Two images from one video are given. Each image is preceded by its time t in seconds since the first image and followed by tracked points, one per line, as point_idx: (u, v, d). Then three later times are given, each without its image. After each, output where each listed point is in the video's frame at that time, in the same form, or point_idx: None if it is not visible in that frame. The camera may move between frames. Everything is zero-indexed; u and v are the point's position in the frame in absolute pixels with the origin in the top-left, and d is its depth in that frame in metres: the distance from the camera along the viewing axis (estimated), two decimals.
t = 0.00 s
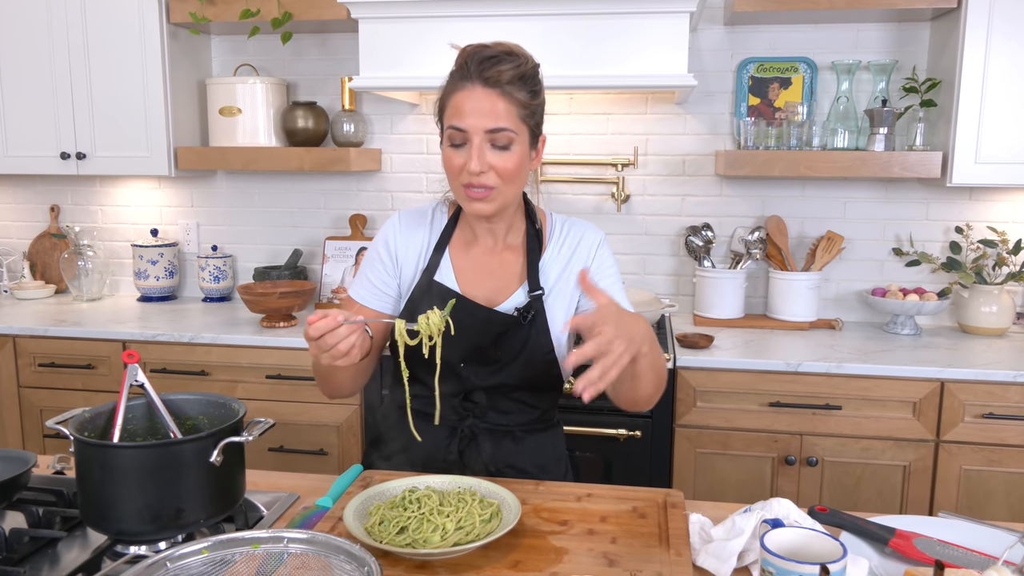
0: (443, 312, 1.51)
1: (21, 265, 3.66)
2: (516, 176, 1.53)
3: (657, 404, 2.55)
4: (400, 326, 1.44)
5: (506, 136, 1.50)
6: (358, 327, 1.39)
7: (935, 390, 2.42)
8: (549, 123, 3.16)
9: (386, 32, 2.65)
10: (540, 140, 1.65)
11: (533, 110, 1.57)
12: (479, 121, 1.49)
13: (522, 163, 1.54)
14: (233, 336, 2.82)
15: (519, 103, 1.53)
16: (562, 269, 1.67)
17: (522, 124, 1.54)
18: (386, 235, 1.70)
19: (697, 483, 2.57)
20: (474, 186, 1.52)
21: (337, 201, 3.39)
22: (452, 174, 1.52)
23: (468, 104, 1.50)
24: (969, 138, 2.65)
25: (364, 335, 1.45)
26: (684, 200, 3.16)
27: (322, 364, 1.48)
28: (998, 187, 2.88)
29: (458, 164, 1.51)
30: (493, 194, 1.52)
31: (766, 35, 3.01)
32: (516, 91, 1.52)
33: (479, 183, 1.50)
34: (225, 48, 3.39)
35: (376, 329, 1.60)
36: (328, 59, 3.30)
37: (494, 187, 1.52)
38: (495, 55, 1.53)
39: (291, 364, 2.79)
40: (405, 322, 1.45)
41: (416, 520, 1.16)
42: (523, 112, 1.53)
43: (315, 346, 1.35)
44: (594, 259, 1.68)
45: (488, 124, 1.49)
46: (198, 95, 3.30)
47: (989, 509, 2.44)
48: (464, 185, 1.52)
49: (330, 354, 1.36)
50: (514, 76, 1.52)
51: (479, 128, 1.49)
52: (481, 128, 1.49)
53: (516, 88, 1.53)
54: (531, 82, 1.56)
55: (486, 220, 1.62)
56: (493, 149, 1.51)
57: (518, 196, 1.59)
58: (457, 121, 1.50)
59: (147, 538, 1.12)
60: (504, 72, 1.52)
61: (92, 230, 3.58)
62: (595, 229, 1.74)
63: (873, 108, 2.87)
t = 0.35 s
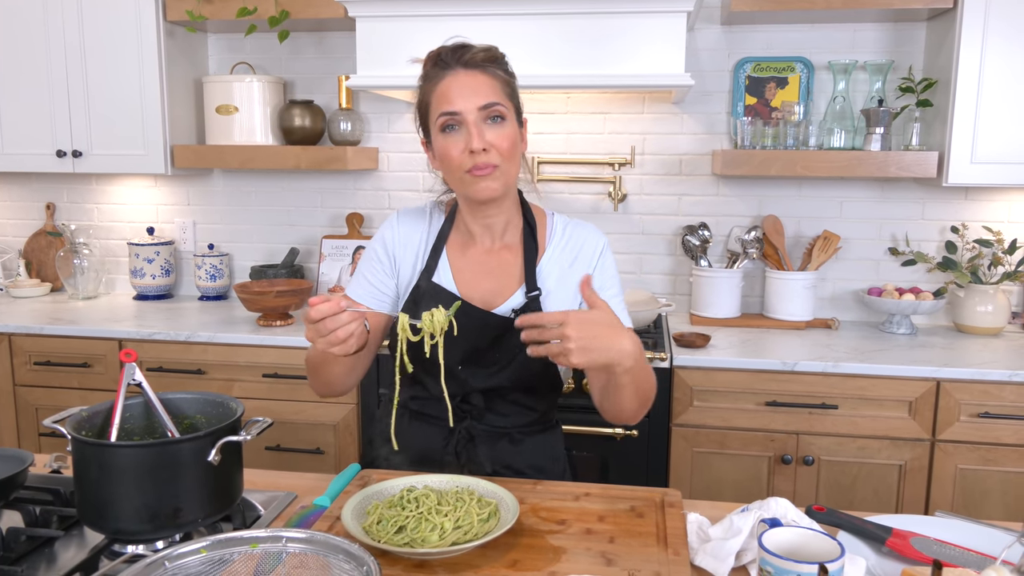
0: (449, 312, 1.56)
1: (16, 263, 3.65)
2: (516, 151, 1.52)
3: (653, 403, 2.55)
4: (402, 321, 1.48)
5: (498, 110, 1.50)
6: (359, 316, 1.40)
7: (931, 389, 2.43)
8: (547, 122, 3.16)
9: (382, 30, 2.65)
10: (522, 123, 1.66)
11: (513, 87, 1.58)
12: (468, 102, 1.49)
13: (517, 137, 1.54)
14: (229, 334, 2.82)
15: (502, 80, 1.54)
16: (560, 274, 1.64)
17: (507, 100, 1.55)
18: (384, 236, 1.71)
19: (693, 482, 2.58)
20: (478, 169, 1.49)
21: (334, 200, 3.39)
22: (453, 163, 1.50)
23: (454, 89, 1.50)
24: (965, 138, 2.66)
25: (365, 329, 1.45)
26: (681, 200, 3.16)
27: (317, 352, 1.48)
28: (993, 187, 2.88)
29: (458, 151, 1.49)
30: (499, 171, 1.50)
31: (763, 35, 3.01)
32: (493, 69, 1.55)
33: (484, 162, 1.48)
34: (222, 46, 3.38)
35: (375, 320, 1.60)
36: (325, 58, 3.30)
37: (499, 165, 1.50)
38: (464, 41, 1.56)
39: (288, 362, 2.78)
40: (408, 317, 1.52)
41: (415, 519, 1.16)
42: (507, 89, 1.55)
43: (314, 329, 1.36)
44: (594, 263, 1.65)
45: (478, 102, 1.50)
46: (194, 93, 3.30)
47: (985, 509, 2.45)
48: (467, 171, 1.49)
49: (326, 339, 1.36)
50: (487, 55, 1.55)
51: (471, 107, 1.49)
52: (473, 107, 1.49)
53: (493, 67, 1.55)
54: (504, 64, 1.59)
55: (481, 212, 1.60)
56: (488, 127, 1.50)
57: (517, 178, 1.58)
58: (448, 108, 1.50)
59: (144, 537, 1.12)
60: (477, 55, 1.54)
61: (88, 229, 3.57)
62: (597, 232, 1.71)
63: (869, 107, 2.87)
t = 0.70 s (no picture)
0: (446, 320, 1.53)
1: (14, 262, 3.64)
2: (511, 157, 1.52)
3: (653, 402, 2.55)
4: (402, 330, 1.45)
5: (498, 116, 1.50)
6: (356, 326, 1.40)
7: (930, 388, 2.43)
8: (546, 122, 3.16)
9: (382, 30, 2.65)
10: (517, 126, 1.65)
11: (512, 91, 1.57)
12: (468, 105, 1.49)
13: (514, 143, 1.54)
14: (228, 333, 2.81)
15: (502, 84, 1.53)
16: (551, 269, 1.63)
17: (506, 104, 1.55)
18: (375, 239, 1.69)
19: (692, 481, 2.58)
20: (472, 173, 1.49)
21: (333, 199, 3.39)
22: (448, 165, 1.49)
23: (454, 91, 1.50)
24: (964, 138, 2.66)
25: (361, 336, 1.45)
26: (679, 199, 3.17)
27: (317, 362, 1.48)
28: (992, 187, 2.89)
29: (453, 153, 1.48)
30: (494, 177, 1.50)
31: (762, 34, 3.02)
32: (494, 73, 1.54)
33: (480, 166, 1.48)
34: (221, 45, 3.38)
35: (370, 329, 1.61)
36: (324, 57, 3.29)
37: (494, 170, 1.50)
38: (466, 40, 1.54)
39: (287, 361, 2.78)
40: (406, 326, 1.49)
41: (416, 517, 1.16)
42: (505, 93, 1.54)
43: (311, 341, 1.35)
44: (585, 259, 1.64)
45: (477, 106, 1.49)
46: (193, 92, 3.29)
47: (983, 507, 2.46)
48: (462, 173, 1.49)
49: (325, 349, 1.35)
50: (488, 58, 1.54)
51: (470, 111, 1.49)
52: (472, 111, 1.48)
53: (494, 70, 1.54)
54: (504, 66, 1.58)
55: (472, 212, 1.59)
56: (486, 131, 1.50)
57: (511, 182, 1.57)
58: (447, 109, 1.49)
59: (145, 536, 1.12)
60: (480, 56, 1.53)
61: (86, 227, 3.56)
62: (589, 227, 1.69)
63: (868, 107, 2.88)
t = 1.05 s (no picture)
0: (445, 325, 1.53)
1: (14, 261, 3.64)
2: (507, 163, 1.52)
3: (653, 401, 2.56)
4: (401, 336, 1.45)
5: (493, 123, 1.49)
6: (356, 331, 1.40)
7: (931, 388, 2.43)
8: (547, 121, 3.16)
9: (382, 29, 2.65)
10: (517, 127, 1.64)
11: (509, 95, 1.56)
12: (462, 112, 1.48)
13: (511, 149, 1.53)
14: (229, 333, 2.81)
15: (498, 89, 1.52)
16: (557, 270, 1.63)
17: (504, 109, 1.53)
18: (380, 241, 1.69)
19: (693, 481, 2.58)
20: (467, 180, 1.49)
21: (333, 198, 3.39)
22: (443, 172, 1.49)
23: (449, 98, 1.49)
24: (964, 138, 2.67)
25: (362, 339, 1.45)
26: (680, 198, 3.17)
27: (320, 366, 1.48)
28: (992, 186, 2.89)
29: (448, 161, 1.49)
30: (489, 184, 1.50)
31: (763, 34, 3.02)
32: (491, 78, 1.52)
33: (475, 175, 1.48)
34: (221, 44, 3.38)
35: (372, 333, 1.61)
36: (325, 56, 3.29)
37: (489, 177, 1.50)
38: (463, 45, 1.53)
39: (288, 361, 2.78)
40: (406, 332, 1.49)
41: (419, 517, 1.16)
42: (502, 98, 1.53)
43: (312, 346, 1.35)
44: (592, 260, 1.63)
45: (472, 114, 1.48)
46: (194, 92, 3.29)
47: (983, 506, 2.46)
48: (457, 181, 1.49)
49: (325, 355, 1.36)
50: (484, 63, 1.52)
51: (464, 119, 1.48)
52: (467, 119, 1.48)
53: (490, 75, 1.52)
54: (501, 70, 1.56)
55: (473, 218, 1.60)
56: (481, 138, 1.49)
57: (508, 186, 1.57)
58: (441, 117, 1.48)
59: (149, 535, 1.12)
60: (476, 61, 1.51)
61: (87, 226, 3.56)
62: (596, 226, 1.69)
63: (868, 106, 2.88)
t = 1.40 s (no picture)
0: (448, 326, 1.54)
1: (15, 262, 3.64)
2: (511, 161, 1.52)
3: (654, 401, 2.56)
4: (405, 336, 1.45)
5: (493, 121, 1.49)
6: (360, 332, 1.40)
7: (931, 387, 2.44)
8: (547, 122, 3.17)
9: (383, 29, 2.65)
10: (524, 125, 1.64)
11: (513, 93, 1.55)
12: (462, 112, 1.48)
13: (514, 147, 1.53)
14: (230, 333, 2.82)
15: (499, 88, 1.52)
16: (562, 274, 1.63)
17: (507, 108, 1.53)
18: (387, 240, 1.69)
19: (694, 481, 2.58)
20: (470, 179, 1.50)
21: (334, 198, 3.39)
22: (445, 172, 1.50)
23: (449, 98, 1.49)
24: (964, 138, 2.67)
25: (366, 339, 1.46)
26: (681, 198, 3.17)
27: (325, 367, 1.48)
28: (991, 186, 2.90)
29: (450, 161, 1.49)
30: (492, 182, 1.50)
31: (763, 34, 3.02)
32: (492, 77, 1.52)
33: (477, 174, 1.48)
34: (222, 45, 3.38)
35: (377, 334, 1.62)
36: (325, 57, 3.30)
37: (492, 176, 1.50)
38: (465, 45, 1.53)
39: (290, 361, 2.78)
40: (409, 334, 1.49)
41: (424, 517, 1.17)
42: (505, 97, 1.52)
43: (316, 347, 1.35)
44: (597, 266, 1.64)
45: (472, 113, 1.48)
46: (194, 92, 3.30)
47: (984, 506, 2.47)
48: (460, 180, 1.50)
49: (329, 356, 1.36)
50: (486, 62, 1.52)
51: (464, 118, 1.48)
52: (467, 118, 1.48)
53: (491, 74, 1.52)
54: (503, 68, 1.55)
55: (482, 218, 1.60)
56: (483, 137, 1.49)
57: (515, 184, 1.57)
58: (442, 117, 1.49)
59: (154, 535, 1.13)
60: (476, 61, 1.51)
61: (88, 227, 3.56)
62: (603, 231, 1.69)
63: (868, 107, 2.89)
